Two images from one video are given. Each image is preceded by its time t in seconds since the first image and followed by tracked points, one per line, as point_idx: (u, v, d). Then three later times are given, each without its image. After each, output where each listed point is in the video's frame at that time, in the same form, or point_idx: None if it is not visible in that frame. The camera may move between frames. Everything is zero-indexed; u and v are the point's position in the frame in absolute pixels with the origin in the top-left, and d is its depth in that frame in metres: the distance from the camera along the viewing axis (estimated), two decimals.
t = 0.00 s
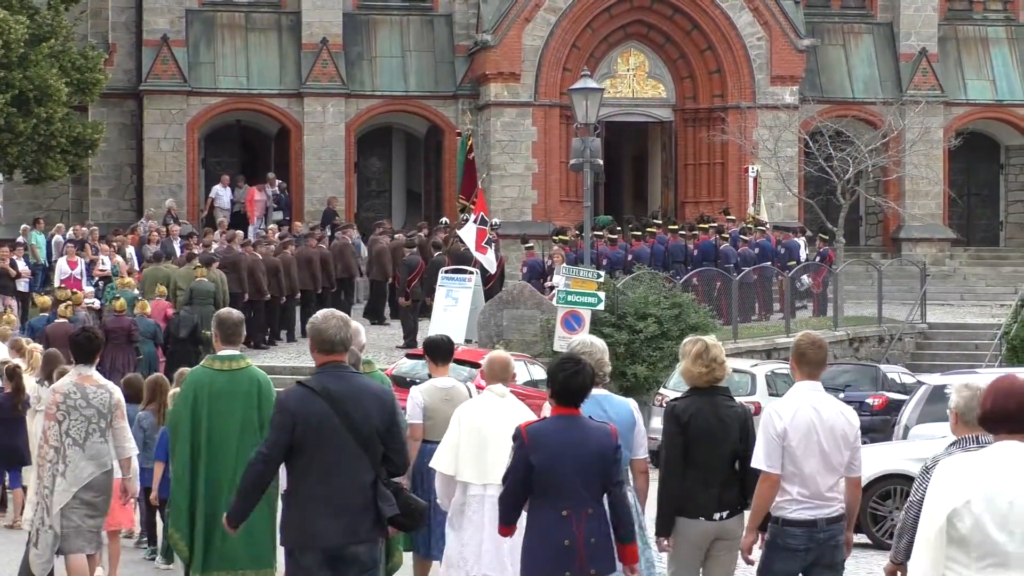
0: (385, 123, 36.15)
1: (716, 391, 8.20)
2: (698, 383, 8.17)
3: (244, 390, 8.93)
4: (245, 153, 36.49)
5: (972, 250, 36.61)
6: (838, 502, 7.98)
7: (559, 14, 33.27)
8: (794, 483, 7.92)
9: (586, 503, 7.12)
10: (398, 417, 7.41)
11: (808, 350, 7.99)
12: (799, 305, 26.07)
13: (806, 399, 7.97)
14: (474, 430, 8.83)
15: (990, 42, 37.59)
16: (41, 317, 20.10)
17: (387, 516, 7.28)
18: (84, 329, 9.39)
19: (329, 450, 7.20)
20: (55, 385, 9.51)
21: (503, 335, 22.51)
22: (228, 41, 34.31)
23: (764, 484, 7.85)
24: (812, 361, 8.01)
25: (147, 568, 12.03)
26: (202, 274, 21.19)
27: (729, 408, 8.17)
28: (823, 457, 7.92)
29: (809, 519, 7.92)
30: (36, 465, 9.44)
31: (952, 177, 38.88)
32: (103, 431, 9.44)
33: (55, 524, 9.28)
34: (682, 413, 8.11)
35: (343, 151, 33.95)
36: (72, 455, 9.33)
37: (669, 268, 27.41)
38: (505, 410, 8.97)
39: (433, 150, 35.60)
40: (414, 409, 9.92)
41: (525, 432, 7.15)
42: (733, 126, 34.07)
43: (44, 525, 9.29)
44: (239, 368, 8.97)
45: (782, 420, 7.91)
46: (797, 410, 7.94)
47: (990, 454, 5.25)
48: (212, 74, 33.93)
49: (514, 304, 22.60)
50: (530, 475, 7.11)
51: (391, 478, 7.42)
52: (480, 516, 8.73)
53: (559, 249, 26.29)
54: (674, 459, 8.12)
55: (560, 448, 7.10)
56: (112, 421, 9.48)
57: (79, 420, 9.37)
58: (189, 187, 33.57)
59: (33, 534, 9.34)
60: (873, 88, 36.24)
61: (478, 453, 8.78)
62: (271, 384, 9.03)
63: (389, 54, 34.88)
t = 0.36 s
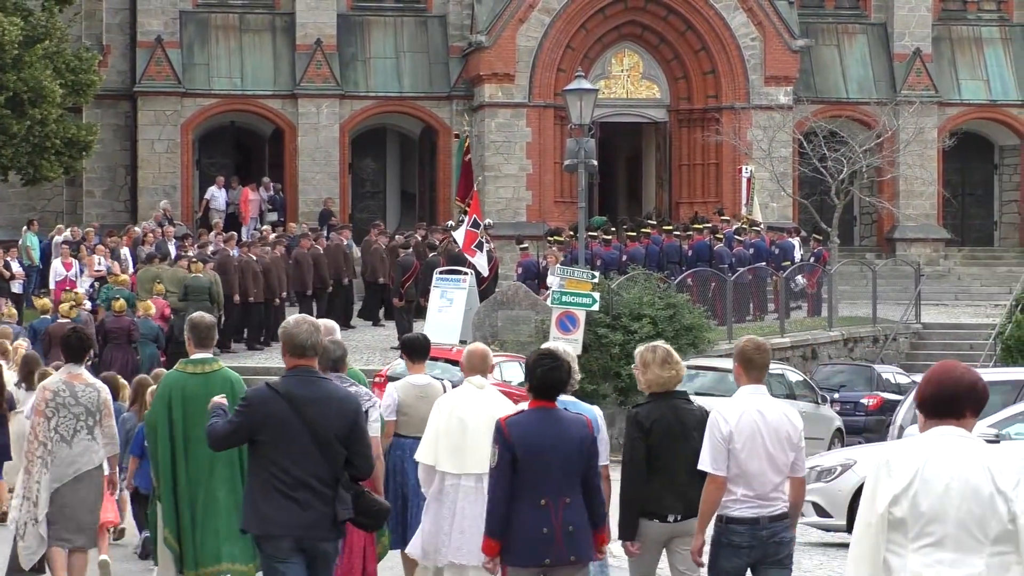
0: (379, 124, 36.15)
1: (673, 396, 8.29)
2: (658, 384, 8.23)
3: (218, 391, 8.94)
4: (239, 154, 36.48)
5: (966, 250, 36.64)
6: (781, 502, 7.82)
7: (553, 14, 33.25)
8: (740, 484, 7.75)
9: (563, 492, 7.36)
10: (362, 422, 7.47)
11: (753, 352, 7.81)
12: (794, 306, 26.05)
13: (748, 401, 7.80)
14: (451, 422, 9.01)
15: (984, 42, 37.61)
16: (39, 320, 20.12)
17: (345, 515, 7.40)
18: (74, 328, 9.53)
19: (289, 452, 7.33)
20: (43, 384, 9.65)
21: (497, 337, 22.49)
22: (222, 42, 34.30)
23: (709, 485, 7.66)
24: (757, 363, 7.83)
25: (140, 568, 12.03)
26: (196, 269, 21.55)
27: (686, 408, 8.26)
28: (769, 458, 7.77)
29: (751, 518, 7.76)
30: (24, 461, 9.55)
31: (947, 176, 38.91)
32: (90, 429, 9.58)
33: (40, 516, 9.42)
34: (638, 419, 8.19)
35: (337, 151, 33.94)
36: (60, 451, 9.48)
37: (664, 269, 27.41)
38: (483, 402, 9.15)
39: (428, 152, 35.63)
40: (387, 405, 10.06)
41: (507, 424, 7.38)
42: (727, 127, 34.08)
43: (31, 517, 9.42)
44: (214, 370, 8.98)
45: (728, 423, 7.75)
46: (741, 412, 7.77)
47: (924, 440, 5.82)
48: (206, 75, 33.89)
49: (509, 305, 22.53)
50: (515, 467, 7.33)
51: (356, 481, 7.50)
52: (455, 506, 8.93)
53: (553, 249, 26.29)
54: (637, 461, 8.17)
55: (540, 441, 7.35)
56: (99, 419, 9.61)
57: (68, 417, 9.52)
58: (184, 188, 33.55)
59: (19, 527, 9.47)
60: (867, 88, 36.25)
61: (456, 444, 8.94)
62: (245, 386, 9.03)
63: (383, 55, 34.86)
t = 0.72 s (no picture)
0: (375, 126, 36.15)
1: (630, 390, 8.42)
2: (613, 381, 8.38)
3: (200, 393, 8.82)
4: (234, 156, 36.46)
5: (961, 253, 36.66)
6: (733, 494, 7.95)
7: (548, 17, 33.25)
8: (691, 479, 7.87)
9: (525, 494, 7.47)
10: (339, 421, 7.55)
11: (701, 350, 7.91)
12: (790, 307, 26.03)
13: (698, 397, 7.91)
14: (420, 423, 9.32)
15: (979, 44, 37.63)
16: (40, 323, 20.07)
17: (319, 508, 7.50)
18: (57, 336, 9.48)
19: (269, 447, 7.41)
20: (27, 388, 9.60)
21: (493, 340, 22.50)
22: (217, 45, 34.28)
23: (655, 480, 7.78)
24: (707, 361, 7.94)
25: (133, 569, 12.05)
26: (195, 271, 21.66)
27: (641, 401, 8.40)
28: (719, 452, 7.87)
29: (706, 511, 7.89)
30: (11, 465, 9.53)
31: (941, 178, 38.96)
32: (75, 434, 9.56)
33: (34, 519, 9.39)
34: (596, 413, 8.34)
35: (332, 154, 33.93)
36: (46, 456, 9.46)
37: (659, 271, 27.41)
38: (450, 408, 9.46)
39: (423, 155, 35.69)
40: (370, 412, 10.01)
41: (471, 431, 7.48)
42: (723, 129, 34.09)
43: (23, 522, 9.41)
44: (193, 370, 8.86)
45: (677, 418, 7.84)
46: (691, 408, 7.86)
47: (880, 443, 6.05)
48: (201, 78, 33.87)
49: (505, 307, 22.55)
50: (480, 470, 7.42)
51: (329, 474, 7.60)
52: (433, 514, 9.31)
53: (549, 252, 26.30)
54: (592, 454, 8.38)
55: (505, 445, 7.45)
56: (84, 424, 9.59)
57: (53, 422, 9.49)
58: (179, 191, 33.55)
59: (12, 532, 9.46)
60: (862, 91, 36.26)
61: (426, 449, 9.28)
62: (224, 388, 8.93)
63: (378, 58, 34.86)
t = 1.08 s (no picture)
0: (371, 130, 36.17)
1: (605, 394, 8.64)
2: (589, 385, 8.60)
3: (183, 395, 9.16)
4: (230, 160, 36.48)
5: (957, 256, 36.68)
6: (692, 495, 8.19)
7: (545, 21, 33.24)
8: (654, 479, 8.08)
9: (496, 487, 7.79)
10: (299, 425, 7.83)
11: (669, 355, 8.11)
12: (787, 311, 26.02)
13: (663, 399, 8.09)
14: (398, 419, 9.41)
15: (975, 48, 37.63)
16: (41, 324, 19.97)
17: (285, 508, 7.76)
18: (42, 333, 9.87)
19: (232, 453, 7.68)
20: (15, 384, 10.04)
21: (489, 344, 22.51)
22: (214, 49, 34.27)
23: (625, 480, 7.97)
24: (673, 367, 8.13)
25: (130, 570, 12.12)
26: (196, 276, 21.67)
27: (616, 407, 8.63)
28: (681, 455, 8.08)
29: (666, 513, 8.12)
30: None
31: (938, 181, 38.98)
32: (59, 428, 9.98)
33: (15, 513, 9.87)
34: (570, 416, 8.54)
35: (329, 158, 33.95)
36: (28, 449, 9.89)
37: (656, 274, 27.42)
38: (428, 405, 9.52)
39: (419, 159, 35.71)
40: (357, 408, 10.02)
41: (439, 426, 7.81)
42: (719, 132, 34.10)
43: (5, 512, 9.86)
44: (181, 372, 9.21)
45: (643, 420, 8.01)
46: (656, 411, 8.06)
47: (834, 441, 6.27)
48: (198, 82, 33.87)
49: (502, 311, 22.65)
50: (446, 463, 7.76)
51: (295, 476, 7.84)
52: (405, 507, 9.39)
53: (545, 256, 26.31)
54: (569, 458, 8.55)
55: (472, 439, 7.77)
56: (68, 418, 9.99)
57: (37, 417, 9.91)
58: (176, 195, 33.58)
59: None
60: (858, 94, 36.26)
61: (402, 444, 9.36)
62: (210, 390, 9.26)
63: (375, 61, 34.86)
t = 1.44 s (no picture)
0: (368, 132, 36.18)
1: (576, 398, 8.73)
2: (560, 388, 8.71)
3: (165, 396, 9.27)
4: (227, 162, 36.47)
5: (954, 257, 36.70)
6: (652, 497, 8.21)
7: (542, 23, 33.22)
8: (613, 481, 8.12)
9: (471, 486, 7.87)
10: (257, 416, 8.12)
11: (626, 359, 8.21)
12: (784, 312, 26.00)
13: (622, 403, 8.17)
14: (392, 420, 9.97)
15: (972, 49, 37.63)
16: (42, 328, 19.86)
17: (240, 501, 8.08)
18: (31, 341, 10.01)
19: (192, 444, 7.99)
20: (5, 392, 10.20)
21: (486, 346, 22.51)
22: (210, 51, 34.24)
23: (585, 483, 8.05)
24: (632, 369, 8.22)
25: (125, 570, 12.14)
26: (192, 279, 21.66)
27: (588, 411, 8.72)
28: (640, 456, 8.15)
29: (622, 513, 8.14)
30: None
31: (934, 182, 39.00)
32: (48, 435, 10.11)
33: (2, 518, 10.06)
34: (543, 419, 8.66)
35: (326, 160, 33.94)
36: (18, 456, 10.05)
37: (654, 276, 27.42)
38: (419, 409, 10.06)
39: (416, 161, 35.73)
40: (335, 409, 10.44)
41: (417, 425, 7.88)
42: (716, 134, 34.11)
43: None
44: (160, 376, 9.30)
45: (602, 423, 8.10)
46: (615, 413, 8.13)
47: (790, 432, 6.78)
48: (195, 84, 33.86)
49: (499, 314, 22.66)
50: (425, 462, 7.82)
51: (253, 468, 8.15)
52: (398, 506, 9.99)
53: (543, 258, 26.31)
54: (544, 460, 8.67)
55: (451, 438, 7.85)
56: (57, 426, 10.13)
57: (26, 424, 10.06)
58: (173, 198, 33.58)
59: None
60: (855, 96, 36.25)
61: (392, 447, 9.94)
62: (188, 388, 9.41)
63: (372, 63, 34.85)
